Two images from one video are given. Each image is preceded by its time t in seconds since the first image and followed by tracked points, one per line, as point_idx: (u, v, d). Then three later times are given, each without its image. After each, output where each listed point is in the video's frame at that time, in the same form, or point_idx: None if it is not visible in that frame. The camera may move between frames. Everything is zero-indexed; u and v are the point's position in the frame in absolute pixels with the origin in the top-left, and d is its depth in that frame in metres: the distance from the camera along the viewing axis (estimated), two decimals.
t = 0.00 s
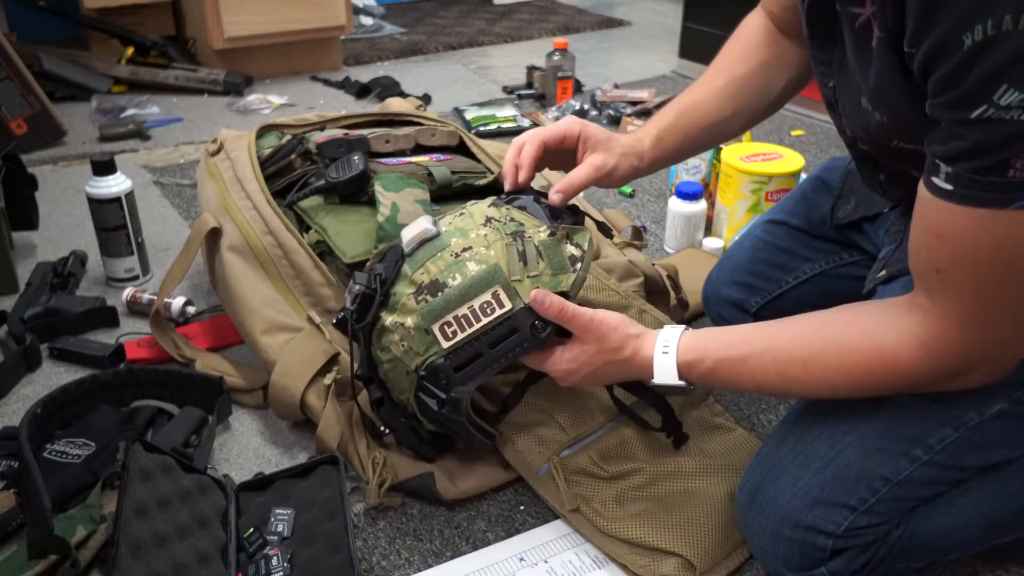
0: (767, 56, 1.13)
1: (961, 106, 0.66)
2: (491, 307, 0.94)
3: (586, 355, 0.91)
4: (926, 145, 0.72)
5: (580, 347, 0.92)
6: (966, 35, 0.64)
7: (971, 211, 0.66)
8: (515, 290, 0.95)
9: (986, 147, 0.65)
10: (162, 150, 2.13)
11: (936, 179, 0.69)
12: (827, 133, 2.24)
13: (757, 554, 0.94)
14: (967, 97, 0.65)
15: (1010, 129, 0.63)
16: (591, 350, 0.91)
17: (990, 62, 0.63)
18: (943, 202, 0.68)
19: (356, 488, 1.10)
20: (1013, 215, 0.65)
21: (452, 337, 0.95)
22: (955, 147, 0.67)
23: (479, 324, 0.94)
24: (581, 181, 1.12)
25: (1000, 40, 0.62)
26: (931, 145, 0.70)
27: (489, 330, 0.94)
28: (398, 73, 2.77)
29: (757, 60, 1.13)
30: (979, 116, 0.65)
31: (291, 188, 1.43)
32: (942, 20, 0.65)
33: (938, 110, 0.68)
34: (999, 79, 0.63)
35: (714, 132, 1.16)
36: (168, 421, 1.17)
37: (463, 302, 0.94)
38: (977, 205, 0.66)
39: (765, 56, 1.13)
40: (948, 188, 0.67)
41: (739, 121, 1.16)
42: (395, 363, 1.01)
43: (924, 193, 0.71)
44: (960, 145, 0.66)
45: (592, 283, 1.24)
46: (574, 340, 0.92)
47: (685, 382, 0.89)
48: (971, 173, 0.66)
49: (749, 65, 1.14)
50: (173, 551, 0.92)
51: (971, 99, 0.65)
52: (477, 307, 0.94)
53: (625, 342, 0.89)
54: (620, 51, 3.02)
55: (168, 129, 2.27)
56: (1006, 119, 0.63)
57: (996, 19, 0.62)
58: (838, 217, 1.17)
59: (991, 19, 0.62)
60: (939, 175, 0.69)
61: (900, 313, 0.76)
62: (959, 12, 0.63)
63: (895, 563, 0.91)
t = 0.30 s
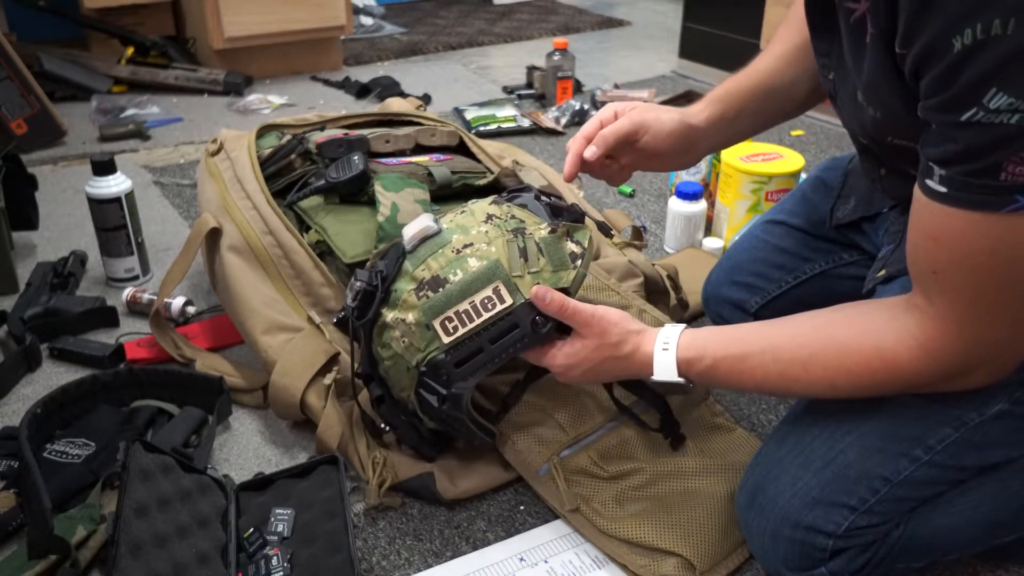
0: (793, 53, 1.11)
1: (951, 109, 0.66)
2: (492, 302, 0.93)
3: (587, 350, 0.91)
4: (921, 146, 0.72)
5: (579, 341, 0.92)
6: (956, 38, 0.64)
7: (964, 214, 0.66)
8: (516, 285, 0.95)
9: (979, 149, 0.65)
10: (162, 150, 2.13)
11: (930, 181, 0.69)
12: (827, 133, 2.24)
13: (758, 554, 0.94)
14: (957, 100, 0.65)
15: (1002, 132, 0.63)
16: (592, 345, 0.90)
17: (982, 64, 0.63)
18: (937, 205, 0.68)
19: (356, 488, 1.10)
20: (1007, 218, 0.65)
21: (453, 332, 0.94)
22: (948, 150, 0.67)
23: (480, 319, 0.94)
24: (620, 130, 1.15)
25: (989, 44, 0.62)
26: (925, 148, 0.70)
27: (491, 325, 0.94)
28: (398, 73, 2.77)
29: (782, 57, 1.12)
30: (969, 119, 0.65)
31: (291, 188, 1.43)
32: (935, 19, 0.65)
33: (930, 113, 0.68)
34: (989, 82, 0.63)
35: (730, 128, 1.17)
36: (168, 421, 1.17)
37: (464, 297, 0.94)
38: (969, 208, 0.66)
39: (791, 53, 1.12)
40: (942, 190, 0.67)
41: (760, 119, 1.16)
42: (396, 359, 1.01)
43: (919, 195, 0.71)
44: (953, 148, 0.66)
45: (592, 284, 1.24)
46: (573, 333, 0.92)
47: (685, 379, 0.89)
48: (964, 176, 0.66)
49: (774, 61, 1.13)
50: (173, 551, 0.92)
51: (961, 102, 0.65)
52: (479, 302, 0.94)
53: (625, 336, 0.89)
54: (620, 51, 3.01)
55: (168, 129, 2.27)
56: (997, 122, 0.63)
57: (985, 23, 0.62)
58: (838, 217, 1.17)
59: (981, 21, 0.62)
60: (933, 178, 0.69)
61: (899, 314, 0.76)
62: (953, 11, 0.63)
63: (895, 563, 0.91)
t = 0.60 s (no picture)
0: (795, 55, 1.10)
1: (954, 108, 0.66)
2: (494, 301, 0.94)
3: (589, 348, 0.91)
4: (923, 146, 0.72)
5: (582, 339, 0.92)
6: (959, 36, 0.64)
7: (966, 213, 0.66)
8: (518, 284, 0.95)
9: (982, 148, 0.65)
10: (162, 150, 2.13)
11: (933, 180, 0.69)
12: (828, 133, 2.24)
13: (757, 554, 0.94)
14: (960, 99, 0.65)
15: (1004, 131, 0.63)
16: (594, 344, 0.90)
17: (986, 62, 0.63)
18: (939, 203, 0.68)
19: (356, 488, 1.10)
20: (1009, 217, 0.65)
21: (456, 331, 0.94)
22: (950, 149, 0.67)
23: (483, 318, 0.94)
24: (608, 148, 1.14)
25: (992, 42, 0.62)
26: (927, 147, 0.70)
27: (493, 324, 0.94)
28: (399, 73, 2.77)
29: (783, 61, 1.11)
30: (972, 117, 0.65)
31: (291, 188, 1.43)
32: (938, 17, 0.65)
33: (932, 111, 0.68)
34: (992, 80, 0.63)
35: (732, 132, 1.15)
36: (167, 420, 1.17)
37: (467, 296, 0.94)
38: (972, 207, 0.66)
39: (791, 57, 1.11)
40: (944, 189, 0.67)
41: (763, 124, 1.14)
42: (398, 359, 1.01)
43: (920, 194, 0.70)
44: (955, 147, 0.66)
45: (592, 284, 1.24)
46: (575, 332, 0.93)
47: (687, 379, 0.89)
48: (966, 175, 0.66)
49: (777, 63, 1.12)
50: (173, 550, 0.92)
51: (963, 100, 0.65)
52: (481, 301, 0.94)
53: (627, 335, 0.89)
54: (620, 51, 3.01)
55: (168, 129, 2.27)
56: (999, 121, 0.63)
57: (989, 21, 0.62)
58: (838, 217, 1.17)
59: (984, 20, 0.62)
60: (935, 176, 0.68)
61: (899, 314, 0.76)
62: (955, 10, 0.63)
63: (895, 563, 0.90)
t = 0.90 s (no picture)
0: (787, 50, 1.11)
1: (957, 107, 0.66)
2: (489, 320, 0.94)
3: (587, 358, 0.91)
4: (925, 146, 0.72)
5: (580, 347, 0.92)
6: (963, 36, 0.64)
7: (968, 213, 0.66)
8: (512, 300, 0.95)
9: (984, 148, 0.65)
10: (162, 150, 2.13)
11: (935, 180, 0.69)
12: (828, 133, 2.24)
13: (757, 554, 0.94)
14: (963, 98, 0.65)
15: (1007, 131, 0.63)
16: (592, 353, 0.90)
17: (989, 62, 0.63)
18: (941, 203, 0.68)
19: (356, 489, 1.10)
20: (1011, 217, 0.65)
21: (452, 351, 0.95)
22: (952, 148, 0.67)
23: (479, 337, 0.94)
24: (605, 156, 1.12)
25: (995, 42, 0.62)
26: (929, 147, 0.70)
27: (490, 340, 0.94)
28: (399, 73, 2.77)
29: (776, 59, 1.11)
30: (975, 117, 0.65)
31: (291, 188, 1.43)
32: (940, 17, 0.65)
33: (935, 112, 0.68)
34: (995, 80, 0.63)
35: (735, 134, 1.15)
36: (167, 420, 1.17)
37: (460, 315, 0.94)
38: (974, 208, 0.66)
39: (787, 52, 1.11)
40: (947, 189, 0.67)
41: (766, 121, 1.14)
42: (394, 375, 1.01)
43: (923, 195, 0.70)
44: (957, 147, 0.66)
45: (592, 283, 1.24)
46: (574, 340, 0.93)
47: (687, 384, 0.89)
48: (969, 175, 0.66)
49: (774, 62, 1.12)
50: (173, 551, 0.92)
51: (967, 99, 0.65)
52: (476, 320, 0.94)
53: (625, 343, 0.89)
54: (620, 51, 3.01)
55: (168, 129, 2.27)
56: (1002, 121, 0.63)
57: (992, 20, 0.62)
58: (838, 217, 1.17)
59: (987, 20, 0.62)
60: (938, 176, 0.68)
61: (900, 315, 0.76)
62: (957, 10, 0.63)
63: (895, 563, 0.90)
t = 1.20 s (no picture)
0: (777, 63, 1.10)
1: (955, 106, 0.66)
2: (493, 313, 0.94)
3: (588, 350, 0.91)
4: (924, 145, 0.72)
5: (580, 341, 0.92)
6: (961, 35, 0.64)
7: (967, 212, 0.66)
8: (515, 293, 0.95)
9: (983, 146, 0.65)
10: (162, 150, 2.13)
11: (934, 179, 0.69)
12: (827, 133, 2.24)
13: (757, 554, 0.94)
14: (961, 97, 0.65)
15: (1005, 129, 0.63)
16: (593, 346, 0.90)
17: (986, 60, 0.63)
18: (940, 202, 0.68)
19: (356, 488, 1.10)
20: (1010, 215, 0.65)
21: (456, 345, 0.95)
22: (951, 147, 0.67)
23: (483, 331, 0.95)
24: (566, 174, 1.09)
25: (993, 41, 0.62)
26: (928, 146, 0.70)
27: (494, 334, 0.95)
28: (399, 73, 2.77)
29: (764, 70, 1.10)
30: (973, 116, 0.65)
31: (291, 188, 1.43)
32: (938, 16, 0.65)
33: (933, 110, 0.68)
34: (993, 78, 0.63)
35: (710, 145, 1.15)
36: (167, 420, 1.17)
37: (464, 310, 0.95)
38: (973, 206, 0.66)
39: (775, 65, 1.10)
40: (945, 188, 0.67)
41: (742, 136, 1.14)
42: (397, 373, 1.01)
43: (921, 193, 0.70)
44: (956, 145, 0.66)
45: (592, 283, 1.24)
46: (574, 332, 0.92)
47: (688, 380, 0.89)
48: (967, 173, 0.66)
49: (763, 71, 1.10)
50: (173, 551, 0.92)
51: (965, 97, 0.65)
52: (479, 313, 0.95)
53: (626, 335, 0.89)
54: (620, 51, 3.01)
55: (168, 129, 2.27)
56: (1000, 119, 0.63)
57: (991, 19, 0.62)
58: (838, 217, 1.17)
59: (985, 18, 0.62)
60: (936, 175, 0.68)
61: (898, 314, 0.76)
62: (955, 9, 0.64)
63: (895, 563, 0.90)
